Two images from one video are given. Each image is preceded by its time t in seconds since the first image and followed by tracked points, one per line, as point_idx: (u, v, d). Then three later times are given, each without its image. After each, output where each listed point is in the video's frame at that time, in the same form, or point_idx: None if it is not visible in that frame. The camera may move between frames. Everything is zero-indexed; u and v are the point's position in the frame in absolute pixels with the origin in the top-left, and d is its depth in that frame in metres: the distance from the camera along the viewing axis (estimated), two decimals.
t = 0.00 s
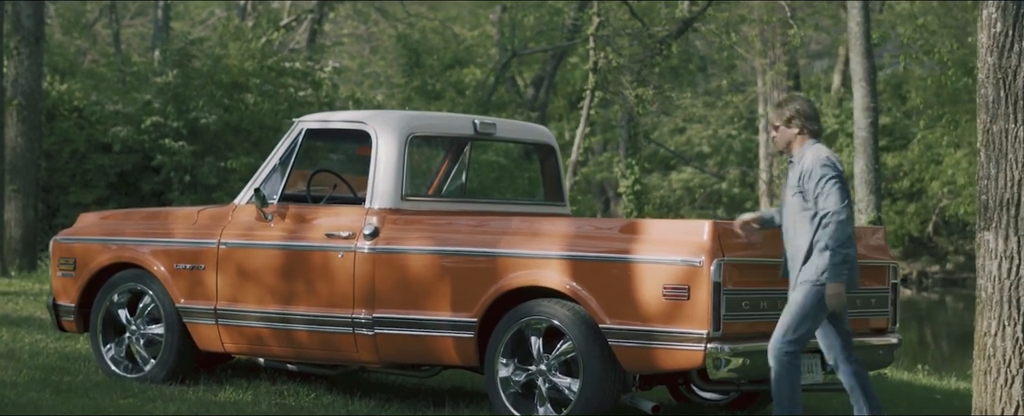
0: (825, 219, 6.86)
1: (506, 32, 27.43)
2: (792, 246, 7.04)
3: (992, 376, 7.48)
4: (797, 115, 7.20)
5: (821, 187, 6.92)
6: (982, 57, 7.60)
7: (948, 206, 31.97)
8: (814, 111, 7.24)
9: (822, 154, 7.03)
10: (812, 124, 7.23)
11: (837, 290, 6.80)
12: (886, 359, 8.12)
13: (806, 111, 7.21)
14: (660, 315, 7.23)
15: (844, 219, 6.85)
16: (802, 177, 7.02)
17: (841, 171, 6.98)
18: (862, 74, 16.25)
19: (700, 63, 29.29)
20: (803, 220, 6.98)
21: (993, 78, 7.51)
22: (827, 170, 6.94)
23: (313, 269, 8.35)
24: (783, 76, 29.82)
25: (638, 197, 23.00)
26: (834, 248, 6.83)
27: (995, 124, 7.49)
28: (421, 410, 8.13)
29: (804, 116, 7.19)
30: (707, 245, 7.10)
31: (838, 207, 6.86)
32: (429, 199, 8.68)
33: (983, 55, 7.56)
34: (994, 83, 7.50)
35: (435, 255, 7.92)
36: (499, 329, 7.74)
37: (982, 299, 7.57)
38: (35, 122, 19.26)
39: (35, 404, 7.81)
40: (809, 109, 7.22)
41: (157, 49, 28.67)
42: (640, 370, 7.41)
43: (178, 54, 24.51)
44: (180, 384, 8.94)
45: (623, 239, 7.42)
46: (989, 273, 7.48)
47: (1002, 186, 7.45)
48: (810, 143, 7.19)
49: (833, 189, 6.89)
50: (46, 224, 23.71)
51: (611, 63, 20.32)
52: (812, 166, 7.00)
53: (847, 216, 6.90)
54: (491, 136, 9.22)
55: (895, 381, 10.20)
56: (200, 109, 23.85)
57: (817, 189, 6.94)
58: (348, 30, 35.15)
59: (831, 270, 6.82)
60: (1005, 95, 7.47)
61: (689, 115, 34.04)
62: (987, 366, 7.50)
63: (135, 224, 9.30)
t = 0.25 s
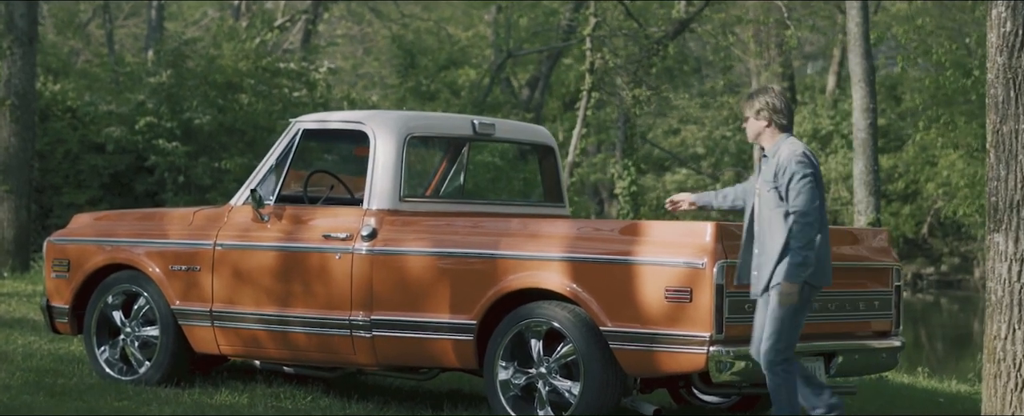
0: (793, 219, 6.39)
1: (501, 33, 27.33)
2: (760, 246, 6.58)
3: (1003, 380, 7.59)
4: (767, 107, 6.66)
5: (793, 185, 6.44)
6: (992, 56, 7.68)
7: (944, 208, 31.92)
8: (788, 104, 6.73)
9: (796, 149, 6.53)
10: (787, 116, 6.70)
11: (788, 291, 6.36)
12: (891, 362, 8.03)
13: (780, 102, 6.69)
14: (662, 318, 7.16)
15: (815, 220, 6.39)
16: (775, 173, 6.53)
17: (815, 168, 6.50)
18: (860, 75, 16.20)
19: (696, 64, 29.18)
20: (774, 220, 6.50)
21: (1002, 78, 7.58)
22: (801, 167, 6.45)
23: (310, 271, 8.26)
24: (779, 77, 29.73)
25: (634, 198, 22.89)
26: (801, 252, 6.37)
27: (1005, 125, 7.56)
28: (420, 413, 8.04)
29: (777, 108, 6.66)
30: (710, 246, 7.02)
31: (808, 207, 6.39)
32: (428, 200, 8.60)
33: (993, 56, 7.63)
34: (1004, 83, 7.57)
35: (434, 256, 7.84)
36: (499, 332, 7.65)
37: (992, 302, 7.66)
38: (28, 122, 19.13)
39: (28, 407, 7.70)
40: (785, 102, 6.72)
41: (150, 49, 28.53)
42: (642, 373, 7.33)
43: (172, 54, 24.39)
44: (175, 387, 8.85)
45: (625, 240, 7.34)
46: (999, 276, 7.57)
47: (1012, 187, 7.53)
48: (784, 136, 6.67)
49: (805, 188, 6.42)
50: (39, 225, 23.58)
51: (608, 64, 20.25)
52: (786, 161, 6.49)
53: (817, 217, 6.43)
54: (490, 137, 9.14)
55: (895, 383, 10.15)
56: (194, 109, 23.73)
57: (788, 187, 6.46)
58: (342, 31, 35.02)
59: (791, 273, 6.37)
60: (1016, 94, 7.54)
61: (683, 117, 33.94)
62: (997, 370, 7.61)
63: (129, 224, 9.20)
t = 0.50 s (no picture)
0: (758, 211, 6.46)
1: (499, 31, 27.25)
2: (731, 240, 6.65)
3: (1019, 384, 7.56)
4: (739, 100, 6.80)
5: (762, 178, 6.53)
6: (1010, 56, 7.70)
7: (941, 206, 31.84)
8: (766, 101, 6.84)
9: (769, 143, 6.62)
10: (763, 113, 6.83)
11: (733, 279, 6.47)
12: (898, 364, 7.99)
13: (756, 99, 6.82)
14: (669, 319, 7.08)
15: (779, 214, 6.45)
16: (745, 167, 6.64)
17: (788, 163, 6.57)
18: (861, 73, 16.10)
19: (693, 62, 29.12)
20: (745, 213, 6.59)
21: (1018, 78, 7.62)
22: (773, 160, 6.53)
23: (311, 272, 8.17)
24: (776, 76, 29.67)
25: (632, 197, 22.85)
26: (760, 243, 6.43)
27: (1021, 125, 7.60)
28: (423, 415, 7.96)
29: (752, 103, 6.79)
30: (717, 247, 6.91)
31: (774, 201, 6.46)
32: (429, 199, 8.50)
33: (1010, 54, 7.67)
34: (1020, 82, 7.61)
35: (437, 257, 7.75)
36: (503, 333, 7.57)
37: (1008, 304, 7.65)
38: (23, 120, 19.04)
39: (26, 409, 7.61)
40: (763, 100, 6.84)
41: (145, 46, 28.40)
42: (648, 375, 7.25)
43: (167, 52, 24.28)
44: (174, 388, 8.76)
45: (631, 240, 7.25)
46: (1016, 277, 7.57)
47: None
48: (759, 131, 6.78)
49: (773, 182, 6.49)
50: (34, 224, 23.66)
51: (607, 62, 20.16)
52: (758, 154, 6.59)
53: (784, 213, 6.48)
54: (493, 136, 9.07)
55: (898, 384, 10.12)
56: (190, 107, 23.64)
57: (758, 180, 6.55)
58: (338, 29, 34.94)
59: (743, 263, 6.43)
60: None
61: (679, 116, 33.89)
62: (1013, 374, 7.57)
63: (127, 224, 9.10)
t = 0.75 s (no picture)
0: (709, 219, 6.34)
1: (497, 29, 27.14)
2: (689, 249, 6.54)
3: None
4: (695, 106, 6.74)
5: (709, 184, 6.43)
6: None
7: (938, 204, 31.80)
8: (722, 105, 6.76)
9: (719, 149, 6.52)
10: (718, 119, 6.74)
11: (701, 294, 6.36)
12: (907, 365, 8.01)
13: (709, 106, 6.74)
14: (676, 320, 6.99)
15: (729, 221, 6.33)
16: (696, 174, 6.53)
17: (738, 167, 6.46)
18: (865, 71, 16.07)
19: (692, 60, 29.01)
20: (699, 223, 6.47)
21: None
22: (718, 166, 6.42)
23: (312, 272, 8.06)
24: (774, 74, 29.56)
25: (632, 196, 22.75)
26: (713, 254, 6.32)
27: None
28: None
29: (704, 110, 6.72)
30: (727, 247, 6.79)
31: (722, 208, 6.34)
32: (432, 198, 8.39)
33: None
34: None
35: (440, 257, 7.64)
36: (509, 334, 7.47)
37: None
38: (19, 118, 18.91)
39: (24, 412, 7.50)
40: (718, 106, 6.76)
41: (140, 43, 28.29)
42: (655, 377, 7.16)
43: (164, 50, 24.14)
44: (174, 390, 8.64)
45: (638, 240, 7.12)
46: None
47: None
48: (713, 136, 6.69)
49: (723, 189, 6.37)
50: (30, 222, 23.62)
51: (607, 59, 20.09)
52: (704, 161, 6.49)
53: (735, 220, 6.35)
54: (497, 134, 8.99)
55: (903, 386, 10.06)
56: (186, 105, 23.51)
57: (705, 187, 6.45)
58: (334, 27, 34.81)
59: (705, 276, 6.34)
60: None
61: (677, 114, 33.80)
62: None
63: (126, 224, 8.99)
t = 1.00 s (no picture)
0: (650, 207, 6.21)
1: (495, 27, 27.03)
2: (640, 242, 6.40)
3: None
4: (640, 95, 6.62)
5: (646, 170, 6.31)
6: None
7: (938, 203, 31.72)
8: (669, 92, 6.63)
9: (659, 135, 6.41)
10: (669, 105, 6.62)
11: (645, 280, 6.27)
12: (915, 367, 7.96)
13: (658, 92, 6.62)
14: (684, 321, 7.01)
15: (669, 204, 6.19)
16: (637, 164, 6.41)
17: (677, 151, 6.34)
18: (868, 70, 15.99)
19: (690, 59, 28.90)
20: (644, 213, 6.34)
21: None
22: (655, 153, 6.30)
23: (312, 273, 7.95)
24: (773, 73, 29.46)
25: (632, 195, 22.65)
26: (656, 240, 6.19)
27: None
28: None
29: (651, 96, 6.61)
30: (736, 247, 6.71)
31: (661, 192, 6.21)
32: (433, 198, 8.29)
33: None
34: None
35: (442, 258, 7.53)
36: (512, 336, 7.36)
37: None
38: (13, 118, 18.81)
39: None
40: (670, 92, 6.65)
41: (137, 42, 28.19)
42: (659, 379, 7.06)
43: (160, 49, 24.03)
44: (172, 394, 8.53)
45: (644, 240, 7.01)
46: None
47: None
48: (661, 123, 6.57)
49: (661, 175, 6.23)
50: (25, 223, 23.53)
51: (607, 57, 20.00)
52: (641, 149, 6.38)
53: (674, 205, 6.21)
54: (500, 133, 8.89)
55: (909, 388, 9.98)
56: (183, 104, 23.34)
57: (644, 174, 6.33)
58: (331, 26, 34.70)
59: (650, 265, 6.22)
60: None
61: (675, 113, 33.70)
62: None
63: (124, 225, 8.88)
